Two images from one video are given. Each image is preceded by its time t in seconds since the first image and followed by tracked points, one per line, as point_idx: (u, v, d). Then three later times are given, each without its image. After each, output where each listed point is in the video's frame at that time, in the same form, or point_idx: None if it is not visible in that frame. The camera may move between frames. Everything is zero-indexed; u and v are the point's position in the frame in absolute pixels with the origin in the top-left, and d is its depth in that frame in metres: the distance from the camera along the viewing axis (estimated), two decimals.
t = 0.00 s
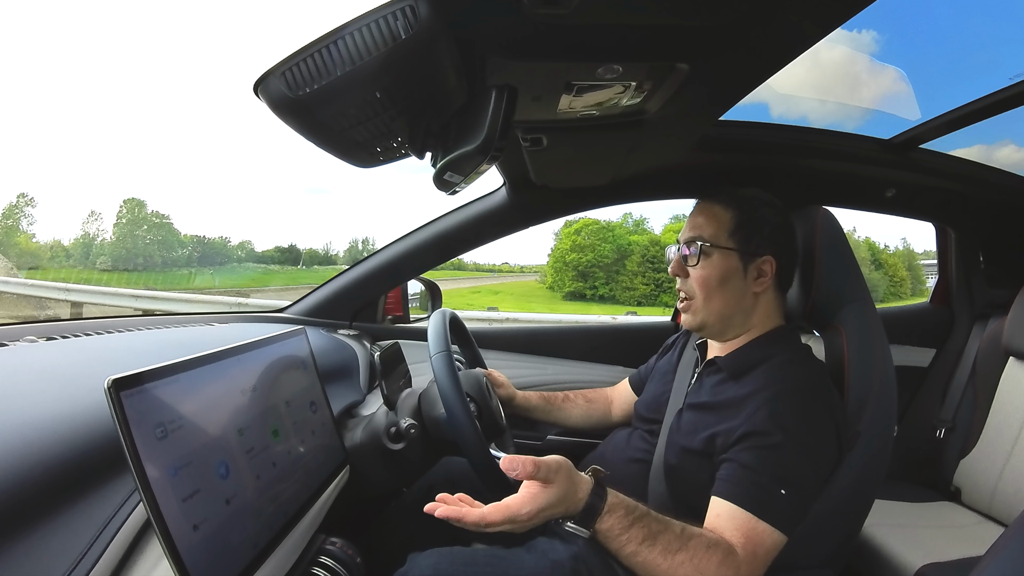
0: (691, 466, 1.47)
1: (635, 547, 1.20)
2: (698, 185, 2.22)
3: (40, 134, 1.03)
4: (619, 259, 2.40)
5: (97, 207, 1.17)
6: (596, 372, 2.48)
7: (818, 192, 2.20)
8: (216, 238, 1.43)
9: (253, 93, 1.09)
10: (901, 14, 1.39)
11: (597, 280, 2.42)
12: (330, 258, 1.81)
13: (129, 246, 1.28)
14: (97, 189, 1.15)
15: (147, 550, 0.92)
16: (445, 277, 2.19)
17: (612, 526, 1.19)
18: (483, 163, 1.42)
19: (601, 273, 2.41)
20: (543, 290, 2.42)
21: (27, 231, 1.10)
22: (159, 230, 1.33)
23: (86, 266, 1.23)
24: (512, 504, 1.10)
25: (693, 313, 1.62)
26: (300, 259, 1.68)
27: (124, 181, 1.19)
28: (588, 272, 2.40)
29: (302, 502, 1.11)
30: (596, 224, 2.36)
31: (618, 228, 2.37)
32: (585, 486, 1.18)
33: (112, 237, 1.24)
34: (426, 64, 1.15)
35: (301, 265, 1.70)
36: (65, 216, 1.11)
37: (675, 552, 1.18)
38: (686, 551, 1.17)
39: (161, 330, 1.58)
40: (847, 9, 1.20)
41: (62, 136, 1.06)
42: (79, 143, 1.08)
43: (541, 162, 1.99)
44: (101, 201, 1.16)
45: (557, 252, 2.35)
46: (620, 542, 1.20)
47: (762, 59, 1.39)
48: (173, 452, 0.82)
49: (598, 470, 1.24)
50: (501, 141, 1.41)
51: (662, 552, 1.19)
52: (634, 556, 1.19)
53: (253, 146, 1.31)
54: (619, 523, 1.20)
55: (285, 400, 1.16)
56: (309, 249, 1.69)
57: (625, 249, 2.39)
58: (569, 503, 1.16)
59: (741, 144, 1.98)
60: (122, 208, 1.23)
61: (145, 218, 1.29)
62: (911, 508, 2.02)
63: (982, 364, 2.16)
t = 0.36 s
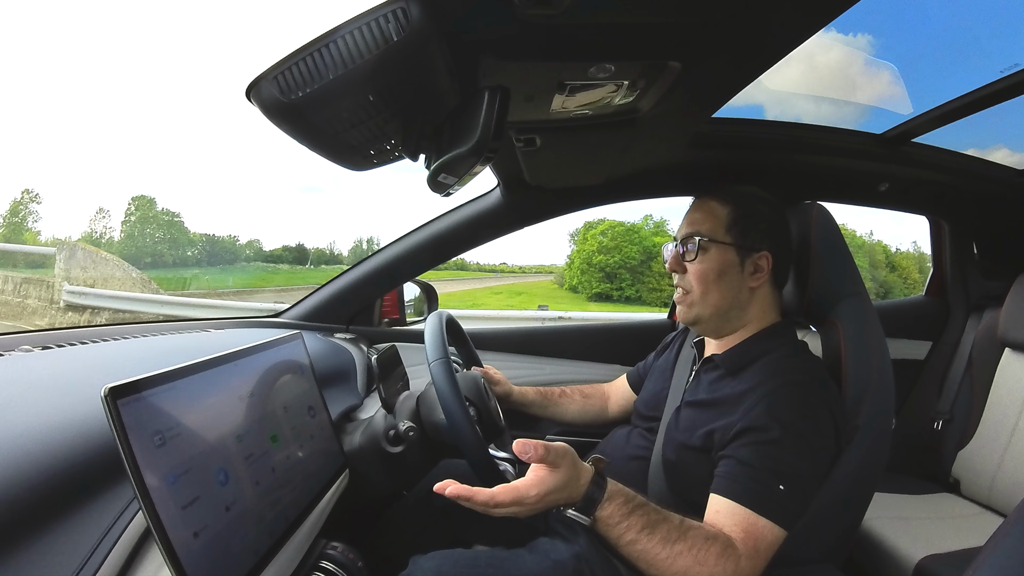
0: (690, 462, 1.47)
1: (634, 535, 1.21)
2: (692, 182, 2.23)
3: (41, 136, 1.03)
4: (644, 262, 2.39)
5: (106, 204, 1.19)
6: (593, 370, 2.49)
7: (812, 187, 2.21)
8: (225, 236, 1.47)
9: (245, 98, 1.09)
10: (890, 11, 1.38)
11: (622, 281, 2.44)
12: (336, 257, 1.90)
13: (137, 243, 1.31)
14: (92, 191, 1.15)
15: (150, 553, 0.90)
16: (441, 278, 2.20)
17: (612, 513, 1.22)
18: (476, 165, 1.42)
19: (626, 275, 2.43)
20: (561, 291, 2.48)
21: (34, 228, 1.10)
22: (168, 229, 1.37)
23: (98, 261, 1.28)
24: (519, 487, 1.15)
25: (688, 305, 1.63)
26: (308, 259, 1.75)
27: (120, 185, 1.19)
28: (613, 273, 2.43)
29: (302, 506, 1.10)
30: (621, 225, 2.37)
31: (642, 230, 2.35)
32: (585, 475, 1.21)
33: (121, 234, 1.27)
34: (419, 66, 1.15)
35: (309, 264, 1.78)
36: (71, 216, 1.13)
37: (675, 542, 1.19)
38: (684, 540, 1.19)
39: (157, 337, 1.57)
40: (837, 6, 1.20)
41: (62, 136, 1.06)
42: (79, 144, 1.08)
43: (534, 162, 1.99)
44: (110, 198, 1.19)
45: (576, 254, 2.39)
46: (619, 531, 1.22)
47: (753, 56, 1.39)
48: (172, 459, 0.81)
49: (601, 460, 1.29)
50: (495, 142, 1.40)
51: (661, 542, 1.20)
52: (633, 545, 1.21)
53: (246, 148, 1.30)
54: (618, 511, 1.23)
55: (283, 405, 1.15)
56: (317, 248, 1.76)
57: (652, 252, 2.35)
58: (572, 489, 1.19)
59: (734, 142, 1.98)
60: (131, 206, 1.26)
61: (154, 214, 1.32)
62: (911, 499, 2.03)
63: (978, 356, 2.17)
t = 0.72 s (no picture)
0: (687, 459, 1.47)
1: (629, 523, 1.21)
2: (687, 179, 2.23)
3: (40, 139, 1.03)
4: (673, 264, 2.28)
5: (117, 202, 1.24)
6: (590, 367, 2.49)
7: (806, 184, 2.22)
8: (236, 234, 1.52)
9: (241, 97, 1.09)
10: (885, 10, 1.39)
11: (651, 281, 2.36)
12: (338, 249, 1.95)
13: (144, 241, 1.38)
14: (89, 191, 1.15)
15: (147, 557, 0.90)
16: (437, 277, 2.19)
17: (609, 500, 1.22)
18: (472, 163, 1.41)
19: (656, 276, 2.34)
20: (580, 291, 2.43)
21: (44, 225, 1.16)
22: (184, 228, 1.41)
23: (108, 256, 1.35)
24: (520, 470, 1.15)
25: (684, 304, 1.63)
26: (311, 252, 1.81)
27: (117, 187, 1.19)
28: (642, 274, 2.36)
29: (300, 507, 1.10)
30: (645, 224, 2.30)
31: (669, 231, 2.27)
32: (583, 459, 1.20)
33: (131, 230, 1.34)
34: (414, 64, 1.14)
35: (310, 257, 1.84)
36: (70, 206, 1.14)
37: (670, 531, 1.19)
38: (680, 530, 1.19)
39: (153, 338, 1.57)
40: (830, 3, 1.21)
41: (60, 139, 1.06)
42: (76, 146, 1.09)
43: (529, 161, 1.99)
44: (123, 196, 1.24)
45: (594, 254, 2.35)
46: (615, 518, 1.22)
47: (747, 53, 1.39)
48: (169, 462, 0.81)
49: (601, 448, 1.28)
50: (490, 142, 1.40)
51: (657, 531, 1.20)
52: (628, 534, 1.21)
53: (238, 149, 1.30)
54: (615, 499, 1.22)
55: (280, 406, 1.15)
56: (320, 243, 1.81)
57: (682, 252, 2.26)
58: (573, 473, 1.19)
59: (729, 138, 1.99)
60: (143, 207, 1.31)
61: (166, 211, 1.35)
62: (908, 493, 2.05)
63: (974, 350, 2.19)
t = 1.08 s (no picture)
0: (682, 455, 1.48)
1: (623, 524, 1.22)
2: (688, 176, 2.23)
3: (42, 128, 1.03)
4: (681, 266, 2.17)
5: (132, 202, 1.30)
6: (585, 363, 2.51)
7: (807, 184, 2.21)
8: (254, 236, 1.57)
9: (243, 88, 1.07)
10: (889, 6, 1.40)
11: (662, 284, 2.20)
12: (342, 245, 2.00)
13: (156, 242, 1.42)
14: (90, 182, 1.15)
15: (143, 545, 0.91)
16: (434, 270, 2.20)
17: (603, 503, 1.22)
18: (473, 156, 1.41)
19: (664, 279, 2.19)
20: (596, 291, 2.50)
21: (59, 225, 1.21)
22: (200, 228, 1.46)
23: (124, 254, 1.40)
24: (513, 476, 1.12)
25: (687, 300, 1.62)
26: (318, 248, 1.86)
27: (118, 175, 1.19)
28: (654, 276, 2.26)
29: (296, 496, 1.11)
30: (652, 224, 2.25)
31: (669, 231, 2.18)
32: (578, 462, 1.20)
33: (146, 230, 1.39)
34: (417, 57, 1.14)
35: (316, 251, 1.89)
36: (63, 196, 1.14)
37: (664, 531, 1.21)
38: (674, 531, 1.20)
39: (153, 326, 1.57)
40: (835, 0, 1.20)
41: (64, 129, 1.07)
42: (76, 138, 1.08)
43: (530, 154, 1.98)
44: (136, 196, 1.29)
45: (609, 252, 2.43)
46: (610, 519, 1.22)
47: (750, 51, 1.39)
48: (166, 449, 0.81)
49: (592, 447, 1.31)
50: (491, 134, 1.41)
51: (651, 531, 1.21)
52: (622, 534, 1.22)
53: (239, 142, 1.29)
54: (609, 501, 1.22)
55: (277, 395, 1.15)
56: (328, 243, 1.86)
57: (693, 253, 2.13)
58: (565, 478, 1.18)
59: (731, 136, 1.98)
60: (157, 207, 1.36)
61: (180, 211, 1.39)
62: (901, 494, 2.06)
63: (971, 352, 2.20)
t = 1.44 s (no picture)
0: (679, 452, 1.49)
1: (650, 498, 1.21)
2: (688, 174, 2.23)
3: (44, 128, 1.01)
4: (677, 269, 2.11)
5: (146, 202, 1.31)
6: (582, 357, 2.52)
7: (807, 182, 2.22)
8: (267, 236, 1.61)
9: (243, 82, 1.06)
10: (893, 5, 1.39)
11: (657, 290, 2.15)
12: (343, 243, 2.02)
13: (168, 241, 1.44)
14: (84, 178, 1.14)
15: (141, 539, 0.91)
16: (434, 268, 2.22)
17: (638, 470, 1.21)
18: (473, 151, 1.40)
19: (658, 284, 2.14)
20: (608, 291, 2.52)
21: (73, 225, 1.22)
22: (217, 228, 1.49)
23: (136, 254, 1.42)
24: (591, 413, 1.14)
25: (692, 303, 1.61)
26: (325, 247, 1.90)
27: (117, 174, 1.18)
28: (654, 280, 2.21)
29: (294, 490, 1.11)
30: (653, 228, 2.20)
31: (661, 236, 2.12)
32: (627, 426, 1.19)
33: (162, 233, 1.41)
34: (416, 50, 1.13)
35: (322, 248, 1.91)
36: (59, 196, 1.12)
37: (687, 516, 1.18)
38: (694, 517, 1.18)
39: (151, 320, 1.57)
40: None
41: (66, 128, 1.05)
42: (74, 137, 1.07)
43: (529, 150, 1.98)
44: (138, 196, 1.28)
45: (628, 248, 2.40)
46: (638, 489, 1.21)
47: (750, 49, 1.39)
48: (164, 443, 0.81)
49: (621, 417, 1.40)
50: (491, 129, 1.40)
51: (674, 512, 1.19)
52: (646, 507, 1.21)
53: (238, 139, 1.28)
54: (643, 471, 1.21)
55: (275, 389, 1.15)
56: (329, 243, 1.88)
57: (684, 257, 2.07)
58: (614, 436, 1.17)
59: (731, 134, 1.98)
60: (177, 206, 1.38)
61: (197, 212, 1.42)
62: (897, 493, 2.07)
63: (967, 351, 2.21)
